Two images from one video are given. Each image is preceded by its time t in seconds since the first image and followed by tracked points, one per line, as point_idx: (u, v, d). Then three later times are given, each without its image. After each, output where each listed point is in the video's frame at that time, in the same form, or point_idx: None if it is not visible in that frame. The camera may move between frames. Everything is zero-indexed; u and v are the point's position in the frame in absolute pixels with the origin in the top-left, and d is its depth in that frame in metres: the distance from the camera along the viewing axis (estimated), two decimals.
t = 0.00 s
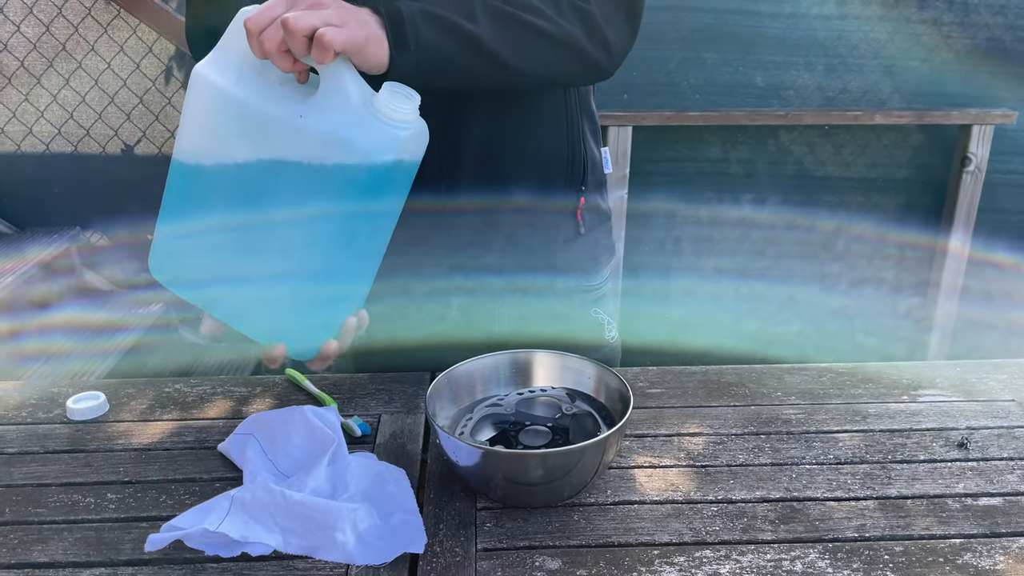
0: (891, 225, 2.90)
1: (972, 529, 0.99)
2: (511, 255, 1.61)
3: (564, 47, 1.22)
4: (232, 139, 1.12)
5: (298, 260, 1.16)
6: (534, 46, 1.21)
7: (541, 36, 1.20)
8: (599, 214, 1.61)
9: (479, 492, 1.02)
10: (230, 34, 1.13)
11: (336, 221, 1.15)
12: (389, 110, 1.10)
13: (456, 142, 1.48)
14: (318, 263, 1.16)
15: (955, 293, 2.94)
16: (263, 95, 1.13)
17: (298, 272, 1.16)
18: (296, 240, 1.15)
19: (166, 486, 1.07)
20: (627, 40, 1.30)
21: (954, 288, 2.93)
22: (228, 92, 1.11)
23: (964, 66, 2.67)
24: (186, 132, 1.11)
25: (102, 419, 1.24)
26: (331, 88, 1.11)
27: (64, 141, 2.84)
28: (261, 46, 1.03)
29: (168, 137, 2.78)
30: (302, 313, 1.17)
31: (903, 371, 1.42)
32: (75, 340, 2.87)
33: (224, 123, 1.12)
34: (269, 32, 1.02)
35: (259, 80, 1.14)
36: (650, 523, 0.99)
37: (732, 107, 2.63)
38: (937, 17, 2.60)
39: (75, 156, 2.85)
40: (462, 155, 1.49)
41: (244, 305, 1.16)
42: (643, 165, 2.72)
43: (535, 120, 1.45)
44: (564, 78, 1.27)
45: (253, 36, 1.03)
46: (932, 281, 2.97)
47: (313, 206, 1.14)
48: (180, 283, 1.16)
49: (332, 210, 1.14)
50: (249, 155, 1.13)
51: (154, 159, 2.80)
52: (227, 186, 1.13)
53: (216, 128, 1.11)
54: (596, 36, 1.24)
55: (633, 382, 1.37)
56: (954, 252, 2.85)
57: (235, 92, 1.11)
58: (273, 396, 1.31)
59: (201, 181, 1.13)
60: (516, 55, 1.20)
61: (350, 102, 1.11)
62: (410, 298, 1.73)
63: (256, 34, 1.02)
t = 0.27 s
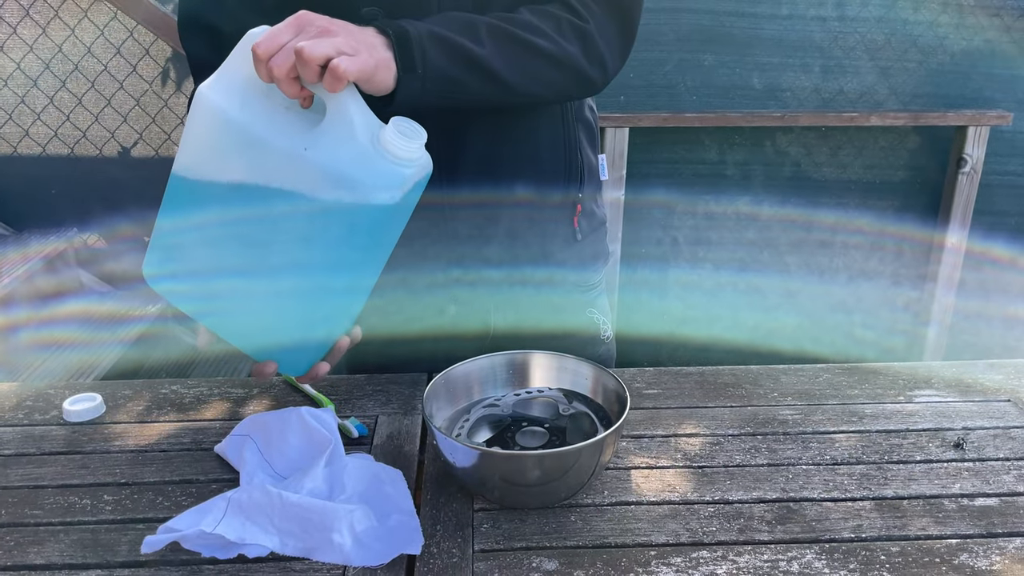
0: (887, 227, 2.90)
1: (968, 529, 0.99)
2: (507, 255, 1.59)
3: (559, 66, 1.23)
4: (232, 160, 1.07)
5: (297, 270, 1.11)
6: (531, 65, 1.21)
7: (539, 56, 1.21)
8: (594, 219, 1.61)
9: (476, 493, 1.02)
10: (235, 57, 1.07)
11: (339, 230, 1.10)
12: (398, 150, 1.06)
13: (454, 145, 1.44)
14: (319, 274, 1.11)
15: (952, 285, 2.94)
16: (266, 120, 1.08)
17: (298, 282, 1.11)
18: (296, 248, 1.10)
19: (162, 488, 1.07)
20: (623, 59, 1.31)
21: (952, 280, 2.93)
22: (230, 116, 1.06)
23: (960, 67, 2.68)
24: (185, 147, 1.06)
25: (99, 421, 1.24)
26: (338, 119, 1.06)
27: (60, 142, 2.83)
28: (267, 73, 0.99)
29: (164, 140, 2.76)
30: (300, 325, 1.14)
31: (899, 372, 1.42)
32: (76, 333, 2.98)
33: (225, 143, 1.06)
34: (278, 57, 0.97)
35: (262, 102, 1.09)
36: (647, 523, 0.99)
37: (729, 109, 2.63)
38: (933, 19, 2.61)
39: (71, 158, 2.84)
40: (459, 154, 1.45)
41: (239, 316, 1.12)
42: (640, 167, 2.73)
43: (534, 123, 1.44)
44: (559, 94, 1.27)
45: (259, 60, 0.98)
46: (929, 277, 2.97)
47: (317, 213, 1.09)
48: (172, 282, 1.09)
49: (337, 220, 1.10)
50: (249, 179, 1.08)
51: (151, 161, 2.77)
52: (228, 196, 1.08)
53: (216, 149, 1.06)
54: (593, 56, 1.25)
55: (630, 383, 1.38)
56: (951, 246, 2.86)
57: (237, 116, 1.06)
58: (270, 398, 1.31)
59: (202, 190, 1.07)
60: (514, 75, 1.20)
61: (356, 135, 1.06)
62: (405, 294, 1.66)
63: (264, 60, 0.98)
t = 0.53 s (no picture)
0: (886, 228, 2.90)
1: (970, 531, 0.99)
2: (503, 256, 1.58)
3: (563, 69, 1.22)
4: (233, 174, 1.02)
5: (293, 286, 1.05)
6: (535, 71, 1.21)
7: (541, 61, 1.21)
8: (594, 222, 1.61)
9: (475, 495, 1.02)
10: (244, 72, 1.04)
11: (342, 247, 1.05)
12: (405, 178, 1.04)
13: (455, 144, 1.43)
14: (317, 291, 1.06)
15: (951, 287, 2.94)
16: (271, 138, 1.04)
17: (292, 297, 1.05)
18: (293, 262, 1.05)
19: (160, 490, 1.06)
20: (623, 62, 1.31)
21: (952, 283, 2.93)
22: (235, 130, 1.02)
23: (960, 68, 2.68)
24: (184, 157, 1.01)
25: (97, 423, 1.24)
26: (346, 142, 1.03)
27: (58, 143, 2.82)
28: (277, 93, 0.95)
29: (162, 141, 2.75)
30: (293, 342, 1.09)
31: (899, 373, 1.42)
32: (75, 328, 2.97)
33: (227, 155, 1.02)
34: (290, 77, 0.93)
35: (269, 121, 1.05)
36: (647, 526, 0.99)
37: (728, 109, 2.63)
38: (933, 20, 2.61)
39: (69, 159, 2.83)
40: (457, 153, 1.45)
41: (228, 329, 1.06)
42: (639, 168, 2.72)
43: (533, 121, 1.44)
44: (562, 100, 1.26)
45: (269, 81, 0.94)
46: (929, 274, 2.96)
47: (318, 227, 1.04)
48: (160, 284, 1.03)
49: (338, 237, 1.05)
50: (248, 195, 1.03)
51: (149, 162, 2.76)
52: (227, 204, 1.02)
53: (217, 162, 1.02)
54: (596, 59, 1.25)
55: (630, 384, 1.37)
56: (951, 249, 2.86)
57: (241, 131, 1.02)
58: (269, 399, 1.31)
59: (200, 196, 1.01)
60: (518, 82, 1.20)
61: (364, 160, 1.04)
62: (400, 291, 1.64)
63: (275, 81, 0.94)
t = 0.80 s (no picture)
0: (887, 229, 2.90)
1: (974, 529, 0.98)
2: (504, 258, 1.57)
3: (570, 82, 1.23)
4: (241, 190, 1.00)
5: (297, 300, 1.04)
6: (544, 83, 1.21)
7: (551, 74, 1.21)
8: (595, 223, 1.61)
9: (477, 493, 1.01)
10: (261, 84, 1.02)
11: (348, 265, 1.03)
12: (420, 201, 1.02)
13: (459, 153, 1.42)
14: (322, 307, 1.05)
15: (952, 289, 2.93)
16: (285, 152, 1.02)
17: (296, 310, 1.04)
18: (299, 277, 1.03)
19: (160, 488, 1.06)
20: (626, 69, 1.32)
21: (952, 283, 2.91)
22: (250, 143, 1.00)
23: (961, 67, 2.67)
24: (195, 166, 1.00)
25: (96, 421, 1.23)
26: (361, 160, 1.02)
27: (57, 142, 2.82)
28: (295, 109, 0.94)
29: (162, 139, 2.75)
30: (297, 354, 1.08)
31: (902, 371, 1.42)
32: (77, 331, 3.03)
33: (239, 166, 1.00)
34: (310, 95, 0.93)
35: (284, 135, 1.03)
36: (649, 524, 0.98)
37: (729, 108, 2.62)
38: (934, 18, 2.60)
39: (68, 158, 2.83)
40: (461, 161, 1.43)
41: (231, 337, 1.05)
42: (640, 167, 2.72)
43: (536, 130, 1.44)
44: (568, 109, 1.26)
45: (288, 97, 0.93)
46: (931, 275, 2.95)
47: (325, 241, 1.02)
48: (163, 289, 1.02)
49: (345, 254, 1.03)
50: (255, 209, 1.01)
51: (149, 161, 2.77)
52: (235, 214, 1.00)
53: (228, 174, 1.00)
54: (602, 69, 1.25)
55: (631, 383, 1.37)
56: (951, 250, 2.86)
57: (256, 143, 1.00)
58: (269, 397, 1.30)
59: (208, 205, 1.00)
60: (528, 94, 1.20)
61: (378, 179, 1.02)
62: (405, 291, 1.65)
63: (293, 98, 0.93)
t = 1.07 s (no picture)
0: (888, 231, 2.90)
1: (980, 526, 0.97)
2: (511, 259, 1.55)
3: (586, 91, 1.23)
4: (256, 197, 0.96)
5: (310, 313, 1.02)
6: (559, 90, 1.21)
7: (567, 81, 1.21)
8: (601, 222, 1.60)
9: (479, 490, 1.01)
10: (284, 88, 0.96)
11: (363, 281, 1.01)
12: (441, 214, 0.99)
13: (466, 159, 1.40)
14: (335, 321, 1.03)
15: (952, 305, 2.97)
16: (303, 163, 0.97)
17: (311, 321, 1.02)
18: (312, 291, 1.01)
19: (161, 485, 1.05)
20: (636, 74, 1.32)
21: (952, 301, 2.96)
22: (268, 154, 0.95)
23: (965, 63, 2.67)
24: (206, 177, 0.94)
25: (97, 418, 1.23)
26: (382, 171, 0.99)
27: (58, 139, 2.82)
28: (318, 118, 0.91)
29: (163, 136, 2.75)
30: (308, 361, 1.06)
31: (906, 368, 1.41)
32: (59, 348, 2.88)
33: (255, 178, 0.95)
34: (335, 104, 0.89)
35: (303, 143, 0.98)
36: (653, 521, 0.98)
37: (732, 105, 2.62)
38: (938, 14, 2.59)
39: (69, 155, 2.83)
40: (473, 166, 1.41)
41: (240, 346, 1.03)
42: (642, 164, 2.71)
43: (550, 136, 1.42)
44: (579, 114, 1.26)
45: (313, 106, 0.90)
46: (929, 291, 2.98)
47: (340, 254, 0.99)
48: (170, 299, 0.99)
49: (360, 270, 1.00)
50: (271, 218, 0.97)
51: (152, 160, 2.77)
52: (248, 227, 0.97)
53: (244, 186, 0.95)
54: (615, 75, 1.25)
55: (635, 379, 1.36)
56: (951, 263, 2.88)
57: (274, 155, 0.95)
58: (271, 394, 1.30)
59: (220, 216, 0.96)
60: (544, 101, 1.20)
61: (399, 191, 0.99)
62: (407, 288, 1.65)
63: (319, 106, 0.90)
